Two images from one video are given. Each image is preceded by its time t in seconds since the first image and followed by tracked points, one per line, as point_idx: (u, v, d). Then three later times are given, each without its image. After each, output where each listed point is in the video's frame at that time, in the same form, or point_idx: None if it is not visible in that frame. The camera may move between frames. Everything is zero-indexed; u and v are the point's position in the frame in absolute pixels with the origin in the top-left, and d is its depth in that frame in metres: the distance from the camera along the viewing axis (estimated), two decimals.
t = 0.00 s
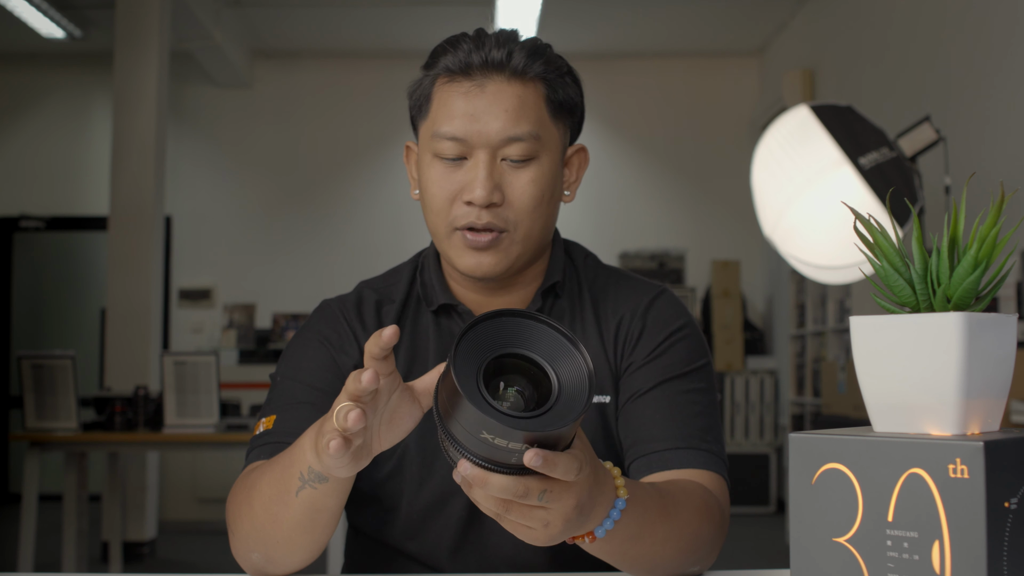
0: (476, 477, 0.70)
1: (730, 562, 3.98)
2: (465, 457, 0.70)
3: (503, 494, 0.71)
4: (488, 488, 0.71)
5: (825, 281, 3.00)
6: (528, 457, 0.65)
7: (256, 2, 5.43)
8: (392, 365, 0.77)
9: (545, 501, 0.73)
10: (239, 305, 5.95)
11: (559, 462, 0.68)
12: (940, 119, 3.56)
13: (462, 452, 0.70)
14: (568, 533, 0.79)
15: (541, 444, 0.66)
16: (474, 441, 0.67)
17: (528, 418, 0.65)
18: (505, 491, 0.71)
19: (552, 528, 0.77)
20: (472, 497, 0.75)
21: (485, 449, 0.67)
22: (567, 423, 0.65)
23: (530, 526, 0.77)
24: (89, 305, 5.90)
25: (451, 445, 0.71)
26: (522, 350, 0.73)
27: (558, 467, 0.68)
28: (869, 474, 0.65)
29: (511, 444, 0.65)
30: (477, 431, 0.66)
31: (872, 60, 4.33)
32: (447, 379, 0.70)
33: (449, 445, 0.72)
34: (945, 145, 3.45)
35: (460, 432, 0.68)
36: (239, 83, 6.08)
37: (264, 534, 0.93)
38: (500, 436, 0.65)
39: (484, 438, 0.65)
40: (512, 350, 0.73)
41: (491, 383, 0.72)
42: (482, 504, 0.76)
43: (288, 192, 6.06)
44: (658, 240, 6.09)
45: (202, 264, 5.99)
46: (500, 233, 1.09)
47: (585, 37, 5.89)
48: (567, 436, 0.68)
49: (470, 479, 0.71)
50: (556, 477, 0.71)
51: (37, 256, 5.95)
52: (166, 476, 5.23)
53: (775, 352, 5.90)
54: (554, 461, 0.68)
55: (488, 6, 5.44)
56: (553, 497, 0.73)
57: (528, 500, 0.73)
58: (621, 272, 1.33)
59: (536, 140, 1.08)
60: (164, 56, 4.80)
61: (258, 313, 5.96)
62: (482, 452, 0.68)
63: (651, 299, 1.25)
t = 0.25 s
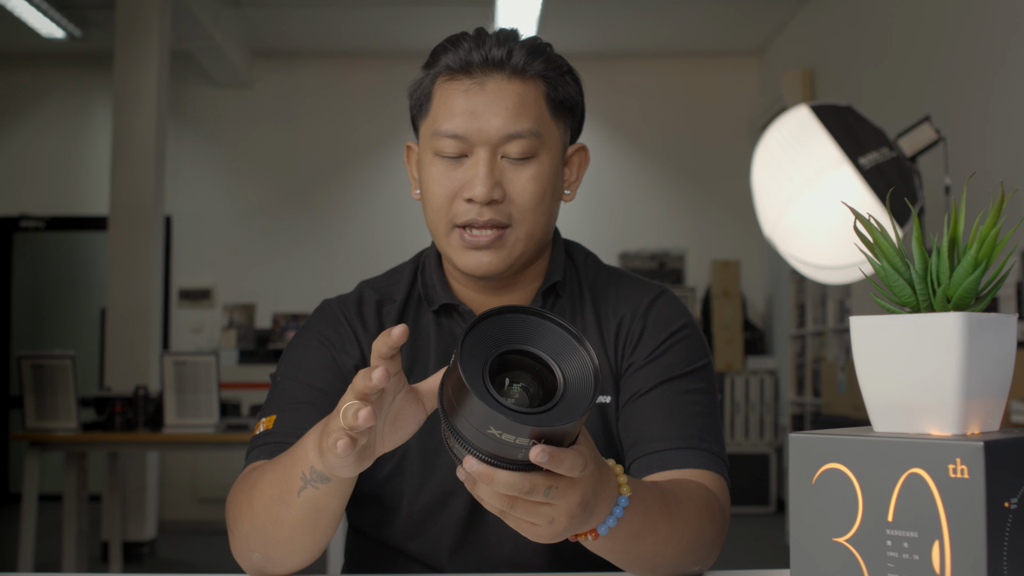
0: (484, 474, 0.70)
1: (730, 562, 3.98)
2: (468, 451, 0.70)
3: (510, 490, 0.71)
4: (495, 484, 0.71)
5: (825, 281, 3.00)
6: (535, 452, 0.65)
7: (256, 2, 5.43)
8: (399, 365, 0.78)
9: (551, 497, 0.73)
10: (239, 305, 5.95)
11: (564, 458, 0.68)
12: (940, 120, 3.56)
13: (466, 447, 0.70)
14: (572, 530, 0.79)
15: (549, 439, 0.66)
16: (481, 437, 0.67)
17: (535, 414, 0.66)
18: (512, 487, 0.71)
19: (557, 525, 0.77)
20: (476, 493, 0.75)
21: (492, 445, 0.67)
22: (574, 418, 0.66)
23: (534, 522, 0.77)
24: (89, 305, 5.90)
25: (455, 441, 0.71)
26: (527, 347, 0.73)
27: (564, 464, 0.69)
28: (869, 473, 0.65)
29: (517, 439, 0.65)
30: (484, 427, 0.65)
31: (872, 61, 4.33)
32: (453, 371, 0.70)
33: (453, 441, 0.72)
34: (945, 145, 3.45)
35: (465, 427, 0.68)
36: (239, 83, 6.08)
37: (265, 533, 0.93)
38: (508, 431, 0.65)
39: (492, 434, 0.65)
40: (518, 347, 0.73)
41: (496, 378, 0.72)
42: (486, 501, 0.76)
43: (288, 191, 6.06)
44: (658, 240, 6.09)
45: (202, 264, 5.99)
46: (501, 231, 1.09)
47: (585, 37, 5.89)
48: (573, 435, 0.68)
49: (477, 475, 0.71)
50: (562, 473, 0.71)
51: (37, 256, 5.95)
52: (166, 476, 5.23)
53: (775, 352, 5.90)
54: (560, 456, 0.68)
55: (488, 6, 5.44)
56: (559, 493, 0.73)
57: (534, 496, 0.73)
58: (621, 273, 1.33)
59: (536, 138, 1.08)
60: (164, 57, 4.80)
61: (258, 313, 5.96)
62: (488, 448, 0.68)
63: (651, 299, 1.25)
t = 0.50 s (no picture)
0: (491, 468, 0.70)
1: (730, 562, 3.98)
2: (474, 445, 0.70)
3: (516, 484, 0.71)
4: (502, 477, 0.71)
5: (825, 281, 3.00)
6: (547, 444, 0.66)
7: (256, 2, 5.43)
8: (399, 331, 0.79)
9: (555, 492, 0.74)
10: (239, 305, 5.95)
11: (574, 451, 0.68)
12: (940, 120, 3.56)
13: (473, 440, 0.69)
14: (576, 524, 0.79)
15: (558, 431, 0.67)
16: (489, 430, 0.67)
17: (544, 406, 0.66)
18: (519, 480, 0.71)
19: (560, 519, 0.77)
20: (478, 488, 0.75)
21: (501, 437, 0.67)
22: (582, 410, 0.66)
23: (538, 518, 0.77)
24: (89, 305, 5.89)
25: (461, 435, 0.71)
26: (532, 343, 0.74)
27: (574, 456, 0.69)
28: (869, 474, 0.65)
29: (526, 433, 0.65)
30: (493, 419, 0.65)
31: (872, 60, 4.33)
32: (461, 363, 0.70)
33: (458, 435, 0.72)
34: (945, 145, 3.45)
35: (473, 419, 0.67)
36: (239, 83, 6.08)
37: (268, 522, 0.93)
38: (519, 423, 0.65)
39: (501, 426, 0.65)
40: (521, 341, 0.73)
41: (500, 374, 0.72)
42: (489, 497, 0.76)
43: (288, 191, 6.06)
44: (658, 240, 6.09)
45: (202, 264, 5.99)
46: (491, 227, 1.09)
47: (585, 37, 5.89)
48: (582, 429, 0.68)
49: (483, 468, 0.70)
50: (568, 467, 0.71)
51: (37, 256, 5.95)
52: (166, 476, 5.23)
53: (775, 352, 5.90)
54: (571, 449, 0.68)
55: (488, 5, 5.44)
56: (563, 486, 0.74)
57: (539, 491, 0.73)
58: (621, 272, 1.33)
59: (523, 133, 1.08)
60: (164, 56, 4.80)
61: (258, 313, 5.96)
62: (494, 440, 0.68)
63: (652, 298, 1.25)
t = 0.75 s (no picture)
0: (490, 469, 0.70)
1: (730, 562, 3.98)
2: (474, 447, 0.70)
3: (515, 486, 0.72)
4: (501, 480, 0.71)
5: (825, 281, 3.00)
6: (546, 446, 0.66)
7: (256, 2, 5.43)
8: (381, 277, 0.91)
9: (555, 494, 0.73)
10: (239, 305, 5.95)
11: (573, 454, 0.69)
12: (940, 120, 3.56)
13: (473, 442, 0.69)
14: (577, 525, 0.79)
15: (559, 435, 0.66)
16: (488, 431, 0.67)
17: (544, 409, 0.66)
18: (519, 482, 0.71)
19: (561, 521, 0.77)
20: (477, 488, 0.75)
21: (501, 441, 0.67)
22: (582, 413, 0.66)
23: (538, 520, 0.77)
24: (90, 305, 5.89)
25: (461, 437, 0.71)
26: (532, 344, 0.74)
27: (573, 458, 0.69)
28: (869, 473, 0.65)
29: (526, 435, 0.65)
30: (493, 421, 0.65)
31: (872, 61, 4.33)
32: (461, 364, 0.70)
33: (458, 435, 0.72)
34: (945, 145, 3.44)
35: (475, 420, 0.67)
36: (239, 83, 6.09)
37: (274, 504, 0.94)
38: (518, 426, 0.65)
39: (500, 427, 0.65)
40: (523, 342, 0.74)
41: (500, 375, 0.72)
42: (489, 498, 0.76)
43: (288, 192, 6.06)
44: (658, 240, 6.09)
45: (202, 264, 5.99)
46: (489, 231, 1.09)
47: (585, 37, 5.89)
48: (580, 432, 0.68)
49: (483, 469, 0.70)
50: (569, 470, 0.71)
51: (36, 256, 5.95)
52: (166, 476, 5.23)
53: (775, 352, 5.90)
54: (569, 451, 0.68)
55: (488, 5, 5.44)
56: (564, 488, 0.74)
57: (539, 493, 0.73)
58: (620, 272, 1.33)
59: (521, 137, 1.08)
60: (164, 56, 4.80)
61: (258, 313, 5.96)
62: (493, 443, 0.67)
63: (651, 298, 1.25)
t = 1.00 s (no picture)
0: (487, 471, 0.70)
1: (730, 562, 3.98)
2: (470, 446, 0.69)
3: (513, 487, 0.71)
4: (499, 481, 0.71)
5: (825, 280, 3.00)
6: (542, 447, 0.66)
7: (256, 2, 5.43)
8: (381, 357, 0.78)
9: (553, 494, 0.73)
10: (239, 305, 5.95)
11: (570, 455, 0.69)
12: (940, 119, 3.56)
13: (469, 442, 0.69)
14: (574, 527, 0.79)
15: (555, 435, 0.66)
16: (483, 434, 0.67)
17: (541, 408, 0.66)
18: (517, 484, 0.71)
19: (559, 523, 0.77)
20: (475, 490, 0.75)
21: (496, 444, 0.67)
22: (579, 412, 0.66)
23: (536, 520, 0.77)
24: (90, 305, 5.89)
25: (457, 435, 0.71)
26: (528, 345, 0.74)
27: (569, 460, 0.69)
28: (869, 473, 0.65)
29: (522, 435, 0.65)
30: (488, 423, 0.65)
31: (872, 61, 4.33)
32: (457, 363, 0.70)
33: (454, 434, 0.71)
34: (945, 145, 3.44)
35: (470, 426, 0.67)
36: (240, 83, 6.08)
37: (265, 533, 0.93)
38: (514, 427, 0.65)
39: (495, 428, 0.65)
40: (521, 344, 0.74)
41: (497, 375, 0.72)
42: (487, 500, 0.76)
43: (288, 192, 6.06)
44: (658, 240, 6.09)
45: (202, 264, 5.99)
46: (490, 229, 1.09)
47: (585, 37, 5.89)
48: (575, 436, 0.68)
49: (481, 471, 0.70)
50: (566, 470, 0.71)
51: (36, 256, 5.94)
52: (166, 476, 5.23)
53: (775, 352, 5.90)
54: (566, 452, 0.68)
55: (488, 5, 5.44)
56: (562, 490, 0.74)
57: (537, 493, 0.73)
58: (619, 272, 1.33)
59: (522, 135, 1.08)
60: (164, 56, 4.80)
61: (258, 313, 5.96)
62: (490, 447, 0.68)
63: (650, 298, 1.25)
